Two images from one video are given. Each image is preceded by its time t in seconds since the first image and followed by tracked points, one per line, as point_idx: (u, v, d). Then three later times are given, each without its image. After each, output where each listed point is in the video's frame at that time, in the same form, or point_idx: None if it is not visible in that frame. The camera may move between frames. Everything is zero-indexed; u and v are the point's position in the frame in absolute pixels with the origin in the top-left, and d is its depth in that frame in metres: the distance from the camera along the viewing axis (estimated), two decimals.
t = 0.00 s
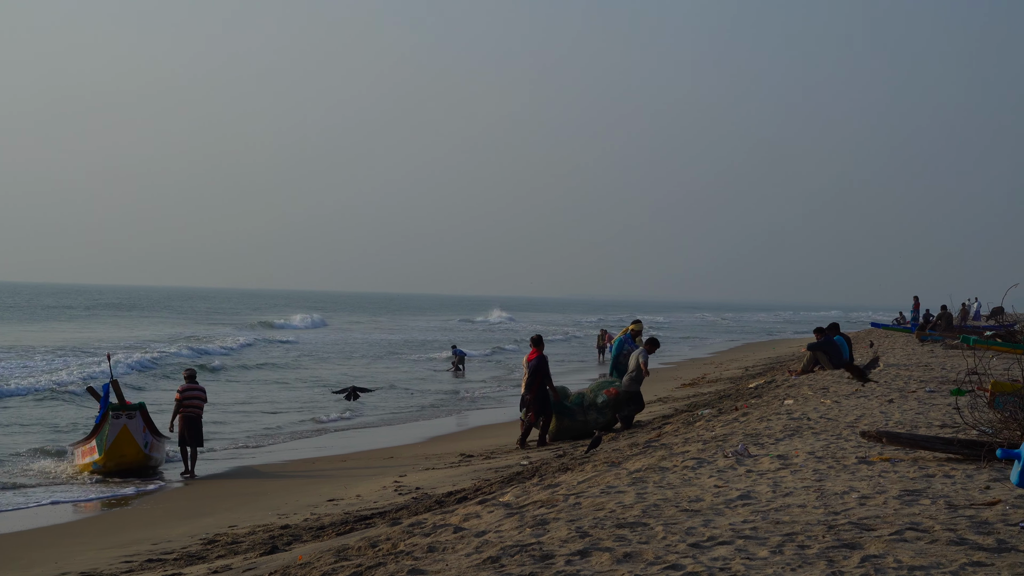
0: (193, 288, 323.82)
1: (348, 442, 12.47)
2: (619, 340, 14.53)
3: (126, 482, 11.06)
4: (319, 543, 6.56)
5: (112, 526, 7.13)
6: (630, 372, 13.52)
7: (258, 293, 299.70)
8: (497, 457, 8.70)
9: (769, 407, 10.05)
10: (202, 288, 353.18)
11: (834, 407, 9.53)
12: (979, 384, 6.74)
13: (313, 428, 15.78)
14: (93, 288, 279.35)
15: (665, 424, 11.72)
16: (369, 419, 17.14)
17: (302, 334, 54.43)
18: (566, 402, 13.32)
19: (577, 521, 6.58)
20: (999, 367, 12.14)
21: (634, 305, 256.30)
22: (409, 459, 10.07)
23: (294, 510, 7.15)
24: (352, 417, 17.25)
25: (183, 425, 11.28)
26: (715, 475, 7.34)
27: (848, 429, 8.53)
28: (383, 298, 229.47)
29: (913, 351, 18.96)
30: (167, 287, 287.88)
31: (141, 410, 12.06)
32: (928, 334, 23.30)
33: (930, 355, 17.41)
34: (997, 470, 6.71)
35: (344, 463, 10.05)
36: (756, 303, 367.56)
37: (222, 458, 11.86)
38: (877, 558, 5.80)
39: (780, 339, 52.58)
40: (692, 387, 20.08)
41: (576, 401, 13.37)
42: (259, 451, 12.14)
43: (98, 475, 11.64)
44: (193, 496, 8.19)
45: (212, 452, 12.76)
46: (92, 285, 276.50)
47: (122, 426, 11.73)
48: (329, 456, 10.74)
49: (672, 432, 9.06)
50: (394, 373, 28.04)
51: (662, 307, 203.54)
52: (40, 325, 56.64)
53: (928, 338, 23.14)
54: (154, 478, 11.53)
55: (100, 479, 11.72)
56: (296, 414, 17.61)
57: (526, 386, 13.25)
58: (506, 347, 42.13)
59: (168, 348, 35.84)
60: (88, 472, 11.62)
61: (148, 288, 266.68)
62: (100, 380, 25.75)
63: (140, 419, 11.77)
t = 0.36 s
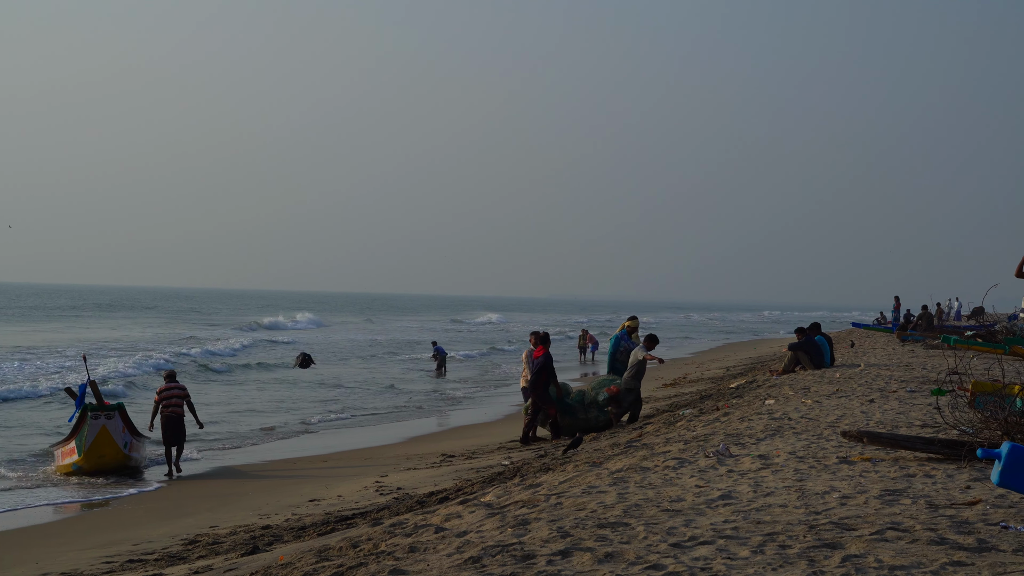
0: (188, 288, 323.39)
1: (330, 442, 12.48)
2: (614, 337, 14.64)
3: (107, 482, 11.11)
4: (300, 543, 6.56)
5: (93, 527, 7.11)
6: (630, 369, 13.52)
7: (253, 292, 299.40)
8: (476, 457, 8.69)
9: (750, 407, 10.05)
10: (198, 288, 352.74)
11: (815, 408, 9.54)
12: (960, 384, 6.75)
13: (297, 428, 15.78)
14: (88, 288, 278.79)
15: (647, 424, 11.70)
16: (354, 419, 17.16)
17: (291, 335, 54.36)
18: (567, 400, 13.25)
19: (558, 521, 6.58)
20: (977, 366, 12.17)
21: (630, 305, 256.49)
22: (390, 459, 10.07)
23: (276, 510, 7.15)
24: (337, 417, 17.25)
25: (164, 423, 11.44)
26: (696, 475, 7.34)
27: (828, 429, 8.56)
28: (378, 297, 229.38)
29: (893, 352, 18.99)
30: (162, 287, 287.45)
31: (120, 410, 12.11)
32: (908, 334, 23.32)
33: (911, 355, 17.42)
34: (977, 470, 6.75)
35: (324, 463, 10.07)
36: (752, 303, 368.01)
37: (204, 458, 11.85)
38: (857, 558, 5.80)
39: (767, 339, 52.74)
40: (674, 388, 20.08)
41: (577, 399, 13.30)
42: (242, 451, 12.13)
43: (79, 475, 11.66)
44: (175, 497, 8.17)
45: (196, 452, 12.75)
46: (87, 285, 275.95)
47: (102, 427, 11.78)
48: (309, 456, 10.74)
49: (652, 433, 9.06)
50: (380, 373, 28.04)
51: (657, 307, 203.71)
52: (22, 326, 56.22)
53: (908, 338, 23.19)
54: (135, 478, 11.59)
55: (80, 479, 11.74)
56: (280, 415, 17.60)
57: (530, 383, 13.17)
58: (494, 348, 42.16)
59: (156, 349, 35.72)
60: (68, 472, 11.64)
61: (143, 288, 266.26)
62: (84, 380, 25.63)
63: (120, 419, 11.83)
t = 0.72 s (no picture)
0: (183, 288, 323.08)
1: (314, 442, 12.46)
2: (614, 334, 14.79)
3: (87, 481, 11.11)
4: (282, 543, 6.55)
5: (74, 528, 7.09)
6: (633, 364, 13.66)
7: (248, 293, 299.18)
8: (457, 457, 8.68)
9: (732, 407, 10.05)
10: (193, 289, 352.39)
11: (797, 407, 9.56)
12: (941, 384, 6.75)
13: (282, 429, 15.75)
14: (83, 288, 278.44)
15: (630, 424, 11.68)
16: (339, 419, 17.13)
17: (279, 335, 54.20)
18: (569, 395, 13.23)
19: (540, 521, 6.58)
20: (956, 366, 12.18)
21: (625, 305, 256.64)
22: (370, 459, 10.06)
23: (258, 510, 7.15)
24: (322, 418, 17.21)
25: (148, 422, 11.52)
26: (678, 475, 7.34)
27: (811, 429, 8.58)
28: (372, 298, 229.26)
29: (874, 351, 18.96)
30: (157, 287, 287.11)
31: (102, 409, 12.11)
32: (890, 334, 23.33)
33: (892, 355, 17.39)
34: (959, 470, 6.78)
35: (306, 463, 10.07)
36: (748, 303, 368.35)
37: (187, 458, 11.82)
38: (839, 558, 5.81)
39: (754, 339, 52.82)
40: (655, 387, 20.06)
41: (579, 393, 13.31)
42: (225, 451, 12.10)
43: (60, 475, 11.65)
44: (157, 498, 8.14)
45: (180, 453, 12.71)
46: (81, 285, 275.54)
47: (83, 426, 11.79)
48: (291, 457, 10.72)
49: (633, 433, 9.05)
50: (366, 373, 27.97)
51: (652, 307, 203.94)
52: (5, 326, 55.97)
53: (890, 338, 23.20)
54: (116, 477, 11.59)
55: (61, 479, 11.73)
56: (266, 416, 17.55)
57: (533, 377, 13.15)
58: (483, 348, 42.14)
59: (143, 351, 35.51)
60: (49, 472, 11.64)
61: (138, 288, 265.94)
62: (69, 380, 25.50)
63: (101, 419, 11.84)
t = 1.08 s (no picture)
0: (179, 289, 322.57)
1: (295, 442, 12.44)
2: (607, 328, 15.00)
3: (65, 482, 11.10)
4: (260, 544, 6.55)
5: (52, 529, 7.07)
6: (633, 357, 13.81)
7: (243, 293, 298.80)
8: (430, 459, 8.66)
9: (711, 408, 10.07)
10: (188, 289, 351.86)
11: (775, 408, 9.58)
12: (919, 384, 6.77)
13: (264, 429, 15.70)
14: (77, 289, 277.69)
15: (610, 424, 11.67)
16: (322, 419, 17.10)
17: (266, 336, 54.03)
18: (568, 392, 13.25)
19: (519, 521, 6.58)
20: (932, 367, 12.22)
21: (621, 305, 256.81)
22: (347, 459, 10.05)
23: (236, 510, 7.15)
24: (305, 419, 17.17)
25: (127, 422, 11.58)
26: (656, 475, 7.34)
27: (788, 429, 8.61)
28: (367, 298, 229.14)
29: (852, 351, 19.00)
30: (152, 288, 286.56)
31: (80, 410, 12.11)
32: (868, 334, 23.36)
33: (870, 355, 17.34)
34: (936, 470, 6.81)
35: (284, 463, 10.07)
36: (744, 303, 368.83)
37: (167, 458, 11.79)
38: (817, 557, 5.81)
39: (739, 339, 53.04)
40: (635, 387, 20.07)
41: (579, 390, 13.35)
42: (206, 451, 12.05)
43: (37, 475, 11.60)
44: (135, 499, 8.11)
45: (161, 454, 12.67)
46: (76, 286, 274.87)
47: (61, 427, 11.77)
48: (270, 457, 10.72)
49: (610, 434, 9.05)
50: (350, 374, 27.89)
51: (646, 308, 204.15)
52: None
53: (868, 338, 23.24)
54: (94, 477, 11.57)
55: (39, 479, 11.67)
56: (249, 416, 17.50)
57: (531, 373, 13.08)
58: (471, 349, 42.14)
59: (128, 353, 35.29)
60: (26, 473, 11.59)
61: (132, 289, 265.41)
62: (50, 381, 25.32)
63: (79, 419, 11.83)
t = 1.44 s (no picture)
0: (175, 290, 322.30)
1: (283, 442, 12.43)
2: (605, 324, 15.00)
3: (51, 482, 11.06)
4: (246, 544, 6.54)
5: (38, 529, 7.05)
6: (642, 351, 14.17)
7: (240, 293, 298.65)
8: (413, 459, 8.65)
9: (697, 408, 10.07)
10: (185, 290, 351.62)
11: (761, 408, 9.58)
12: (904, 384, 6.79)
13: (252, 430, 15.67)
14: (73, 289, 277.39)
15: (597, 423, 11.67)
16: (311, 420, 17.07)
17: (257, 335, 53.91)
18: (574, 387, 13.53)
19: (505, 521, 6.58)
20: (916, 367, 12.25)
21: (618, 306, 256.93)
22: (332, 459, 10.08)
23: (222, 511, 7.15)
24: (293, 419, 17.13)
25: (111, 422, 11.60)
26: (642, 475, 7.34)
27: (775, 429, 8.64)
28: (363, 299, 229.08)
29: (838, 351, 19.04)
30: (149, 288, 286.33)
31: (65, 410, 12.06)
32: (854, 334, 23.40)
33: (856, 355, 17.24)
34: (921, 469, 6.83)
35: (269, 463, 10.07)
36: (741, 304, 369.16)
37: (153, 459, 11.77)
38: (803, 557, 5.82)
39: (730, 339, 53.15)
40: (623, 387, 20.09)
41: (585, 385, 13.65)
42: (194, 452, 12.03)
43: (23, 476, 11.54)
44: (122, 500, 8.09)
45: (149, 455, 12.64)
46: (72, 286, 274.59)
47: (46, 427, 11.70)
48: (257, 457, 10.72)
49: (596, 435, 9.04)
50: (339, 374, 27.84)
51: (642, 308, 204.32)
52: None
53: (853, 338, 23.28)
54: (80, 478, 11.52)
55: (24, 480, 11.61)
56: (238, 416, 17.47)
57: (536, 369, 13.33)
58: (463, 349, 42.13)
59: (117, 353, 35.15)
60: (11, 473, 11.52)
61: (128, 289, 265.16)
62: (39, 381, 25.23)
63: (64, 420, 11.77)
